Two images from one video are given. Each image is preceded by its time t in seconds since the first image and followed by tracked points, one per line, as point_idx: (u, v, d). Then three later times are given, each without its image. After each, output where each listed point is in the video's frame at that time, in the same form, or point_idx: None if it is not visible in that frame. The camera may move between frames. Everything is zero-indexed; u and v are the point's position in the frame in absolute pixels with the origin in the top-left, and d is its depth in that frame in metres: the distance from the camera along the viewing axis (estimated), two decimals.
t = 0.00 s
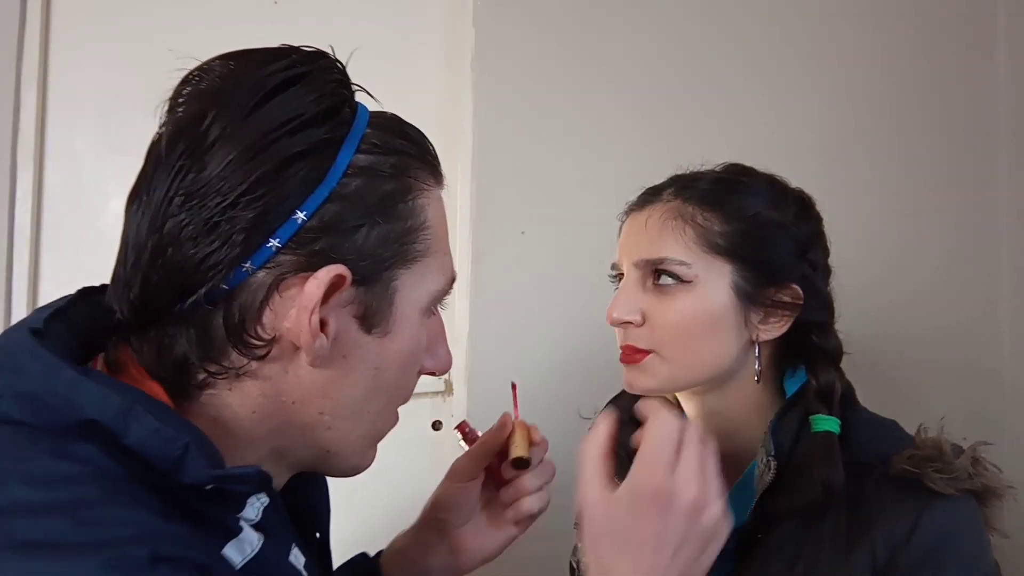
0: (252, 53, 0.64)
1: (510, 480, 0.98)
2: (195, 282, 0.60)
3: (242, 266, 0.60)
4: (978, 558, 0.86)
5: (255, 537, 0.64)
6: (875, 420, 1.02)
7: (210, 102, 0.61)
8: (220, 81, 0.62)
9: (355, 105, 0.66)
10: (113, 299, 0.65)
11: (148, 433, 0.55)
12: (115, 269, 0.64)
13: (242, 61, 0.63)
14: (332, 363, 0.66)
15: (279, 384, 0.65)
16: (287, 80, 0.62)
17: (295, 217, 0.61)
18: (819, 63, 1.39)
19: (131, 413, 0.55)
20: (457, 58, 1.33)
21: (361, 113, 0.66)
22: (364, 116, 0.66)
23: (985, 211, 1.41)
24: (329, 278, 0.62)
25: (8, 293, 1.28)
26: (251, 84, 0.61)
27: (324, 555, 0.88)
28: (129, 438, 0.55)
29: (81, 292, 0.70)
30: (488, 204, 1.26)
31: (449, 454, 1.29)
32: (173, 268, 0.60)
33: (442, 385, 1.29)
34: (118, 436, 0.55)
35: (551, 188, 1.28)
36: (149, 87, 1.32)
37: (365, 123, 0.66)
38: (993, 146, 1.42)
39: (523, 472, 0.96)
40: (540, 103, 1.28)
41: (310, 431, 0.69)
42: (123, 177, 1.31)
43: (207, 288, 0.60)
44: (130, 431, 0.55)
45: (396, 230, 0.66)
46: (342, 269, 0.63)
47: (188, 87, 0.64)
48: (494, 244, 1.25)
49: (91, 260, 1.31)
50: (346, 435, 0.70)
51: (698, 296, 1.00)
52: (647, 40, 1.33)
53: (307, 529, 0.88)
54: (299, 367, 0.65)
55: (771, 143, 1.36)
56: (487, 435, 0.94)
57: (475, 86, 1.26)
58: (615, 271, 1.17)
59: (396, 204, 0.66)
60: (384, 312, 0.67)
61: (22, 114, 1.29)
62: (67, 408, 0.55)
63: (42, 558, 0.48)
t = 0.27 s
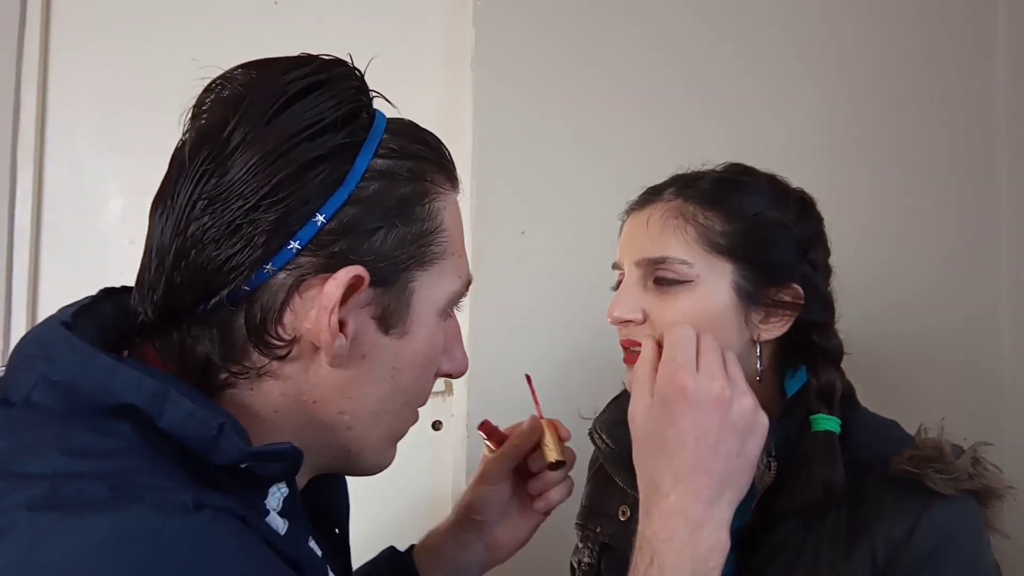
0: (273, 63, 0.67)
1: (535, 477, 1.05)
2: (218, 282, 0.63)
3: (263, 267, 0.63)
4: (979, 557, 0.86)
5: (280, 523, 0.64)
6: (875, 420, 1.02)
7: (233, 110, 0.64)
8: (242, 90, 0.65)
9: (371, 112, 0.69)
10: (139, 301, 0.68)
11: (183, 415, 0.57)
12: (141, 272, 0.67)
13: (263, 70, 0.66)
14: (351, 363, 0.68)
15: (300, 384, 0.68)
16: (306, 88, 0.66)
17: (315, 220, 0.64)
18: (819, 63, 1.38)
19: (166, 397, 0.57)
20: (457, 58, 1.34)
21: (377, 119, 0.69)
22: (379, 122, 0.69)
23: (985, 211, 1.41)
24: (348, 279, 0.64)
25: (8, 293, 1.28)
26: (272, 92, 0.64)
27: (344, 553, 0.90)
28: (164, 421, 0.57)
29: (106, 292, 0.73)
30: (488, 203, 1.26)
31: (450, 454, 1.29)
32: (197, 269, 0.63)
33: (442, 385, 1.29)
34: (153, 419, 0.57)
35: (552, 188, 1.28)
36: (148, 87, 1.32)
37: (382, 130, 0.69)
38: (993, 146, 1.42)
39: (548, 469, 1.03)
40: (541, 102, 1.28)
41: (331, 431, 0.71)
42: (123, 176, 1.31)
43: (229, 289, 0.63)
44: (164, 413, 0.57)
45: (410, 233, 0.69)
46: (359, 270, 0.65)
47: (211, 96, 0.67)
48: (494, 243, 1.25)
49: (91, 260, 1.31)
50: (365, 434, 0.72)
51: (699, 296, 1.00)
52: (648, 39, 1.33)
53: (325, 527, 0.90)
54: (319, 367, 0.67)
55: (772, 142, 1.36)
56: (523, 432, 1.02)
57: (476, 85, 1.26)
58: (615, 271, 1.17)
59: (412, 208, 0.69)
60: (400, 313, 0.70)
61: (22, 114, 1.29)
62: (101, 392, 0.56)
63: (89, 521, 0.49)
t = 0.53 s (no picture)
0: (280, 67, 0.67)
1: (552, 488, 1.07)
2: (226, 284, 0.63)
3: (272, 268, 0.63)
4: (980, 557, 0.86)
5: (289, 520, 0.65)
6: (876, 420, 1.02)
7: (241, 114, 0.64)
8: (249, 94, 0.66)
9: (377, 115, 0.70)
10: (148, 304, 0.68)
11: (194, 410, 0.59)
12: (150, 275, 0.67)
13: (270, 74, 0.67)
14: (359, 363, 0.68)
15: (308, 384, 0.68)
16: (313, 92, 0.66)
17: (322, 221, 0.64)
18: (819, 62, 1.38)
19: (178, 392, 0.60)
20: (457, 58, 1.34)
21: (383, 122, 0.69)
22: (386, 125, 0.69)
23: (985, 211, 1.41)
24: (355, 279, 0.64)
25: (8, 293, 1.28)
26: (279, 96, 0.65)
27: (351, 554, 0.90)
28: (175, 416, 0.59)
29: (115, 293, 0.74)
30: (488, 203, 1.26)
31: (450, 454, 1.29)
32: (206, 271, 0.63)
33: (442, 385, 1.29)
34: (164, 415, 0.59)
35: (552, 188, 1.28)
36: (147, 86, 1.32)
37: (387, 132, 0.69)
38: (993, 145, 1.42)
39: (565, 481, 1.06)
40: (541, 101, 1.29)
41: (339, 431, 0.71)
42: (123, 177, 1.31)
43: (238, 290, 0.63)
44: (176, 409, 0.59)
45: (417, 233, 0.69)
46: (366, 270, 0.65)
47: (220, 101, 0.67)
48: (494, 243, 1.25)
49: (91, 260, 1.30)
50: (374, 434, 0.72)
51: (700, 296, 1.00)
52: (647, 39, 1.33)
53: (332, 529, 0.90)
54: (326, 367, 0.67)
55: (772, 143, 1.36)
56: (545, 452, 1.03)
57: (476, 85, 1.26)
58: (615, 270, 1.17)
59: (419, 209, 0.69)
60: (408, 313, 0.70)
61: (22, 115, 1.29)
62: (115, 388, 0.59)
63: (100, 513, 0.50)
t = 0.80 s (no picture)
0: (283, 68, 0.68)
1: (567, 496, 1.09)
2: (230, 284, 0.64)
3: (275, 268, 0.64)
4: (980, 557, 0.86)
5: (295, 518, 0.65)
6: (876, 420, 1.02)
7: (244, 115, 0.65)
8: (252, 95, 0.66)
9: (379, 116, 0.70)
10: (153, 303, 0.69)
11: (201, 410, 0.60)
12: (155, 275, 0.68)
13: (273, 76, 0.67)
14: (362, 362, 0.69)
15: (312, 383, 0.68)
16: (315, 92, 0.66)
17: (325, 221, 0.64)
18: (819, 62, 1.38)
19: (185, 392, 0.60)
20: (457, 58, 1.34)
21: (385, 123, 0.70)
22: (388, 125, 0.70)
23: (985, 212, 1.41)
24: (359, 278, 0.64)
25: (8, 293, 1.28)
26: (281, 96, 0.65)
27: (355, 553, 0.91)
28: (183, 416, 0.60)
29: (121, 293, 0.74)
30: (488, 203, 1.26)
31: (450, 454, 1.29)
32: (211, 271, 0.63)
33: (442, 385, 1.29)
34: (171, 414, 0.60)
35: (552, 188, 1.28)
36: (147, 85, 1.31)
37: (389, 132, 0.69)
38: (993, 145, 1.42)
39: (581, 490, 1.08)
40: (541, 101, 1.29)
41: (342, 430, 0.71)
42: (122, 176, 1.31)
43: (242, 290, 0.64)
44: (183, 408, 0.60)
45: (419, 233, 0.69)
46: (369, 269, 0.65)
47: (223, 103, 0.68)
48: (494, 243, 1.26)
49: (91, 260, 1.30)
50: (377, 433, 0.73)
51: (700, 296, 1.00)
52: (647, 39, 1.33)
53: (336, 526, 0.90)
54: (330, 366, 0.68)
55: (773, 143, 1.36)
56: (557, 466, 1.03)
57: (476, 85, 1.26)
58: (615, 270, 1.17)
59: (421, 208, 0.69)
60: (411, 312, 0.70)
61: (22, 114, 1.29)
62: (123, 387, 0.59)
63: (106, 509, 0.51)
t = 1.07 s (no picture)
0: (291, 72, 0.68)
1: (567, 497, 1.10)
2: (239, 283, 0.64)
3: (283, 267, 0.64)
4: (979, 556, 0.86)
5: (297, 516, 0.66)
6: (874, 419, 1.02)
7: (253, 118, 0.65)
8: (261, 98, 0.66)
9: (386, 118, 0.70)
10: (161, 303, 0.69)
11: (208, 406, 0.60)
12: (163, 275, 0.68)
13: (281, 79, 0.68)
14: (367, 361, 0.69)
15: (317, 382, 0.68)
16: (323, 95, 0.67)
17: (332, 221, 0.64)
18: (819, 62, 1.39)
19: (192, 388, 0.61)
20: (457, 58, 1.34)
21: (392, 125, 0.70)
22: (394, 128, 0.70)
23: (984, 211, 1.41)
24: (365, 277, 0.65)
25: (8, 293, 1.27)
26: (290, 99, 0.65)
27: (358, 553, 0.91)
28: (190, 412, 0.60)
29: (129, 294, 0.74)
30: (489, 203, 1.26)
31: (450, 454, 1.29)
32: (219, 270, 0.64)
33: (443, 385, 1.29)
34: (179, 411, 0.61)
35: (552, 188, 1.28)
36: (147, 85, 1.31)
37: (396, 134, 0.69)
38: (993, 145, 1.43)
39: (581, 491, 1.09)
40: (542, 102, 1.29)
41: (347, 429, 0.72)
42: (122, 176, 1.31)
43: (250, 289, 0.64)
44: (190, 405, 0.60)
45: (425, 233, 0.69)
46: (375, 268, 0.65)
47: (232, 106, 0.68)
48: (495, 243, 1.26)
49: (91, 260, 1.30)
50: (381, 432, 0.73)
51: (697, 295, 1.01)
52: (648, 39, 1.33)
53: (338, 526, 0.91)
54: (335, 365, 0.68)
55: (772, 143, 1.36)
56: (557, 468, 1.03)
57: (476, 86, 1.26)
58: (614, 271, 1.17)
59: (427, 210, 0.69)
60: (416, 312, 0.70)
61: (22, 114, 1.29)
62: (131, 384, 0.60)
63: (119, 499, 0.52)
